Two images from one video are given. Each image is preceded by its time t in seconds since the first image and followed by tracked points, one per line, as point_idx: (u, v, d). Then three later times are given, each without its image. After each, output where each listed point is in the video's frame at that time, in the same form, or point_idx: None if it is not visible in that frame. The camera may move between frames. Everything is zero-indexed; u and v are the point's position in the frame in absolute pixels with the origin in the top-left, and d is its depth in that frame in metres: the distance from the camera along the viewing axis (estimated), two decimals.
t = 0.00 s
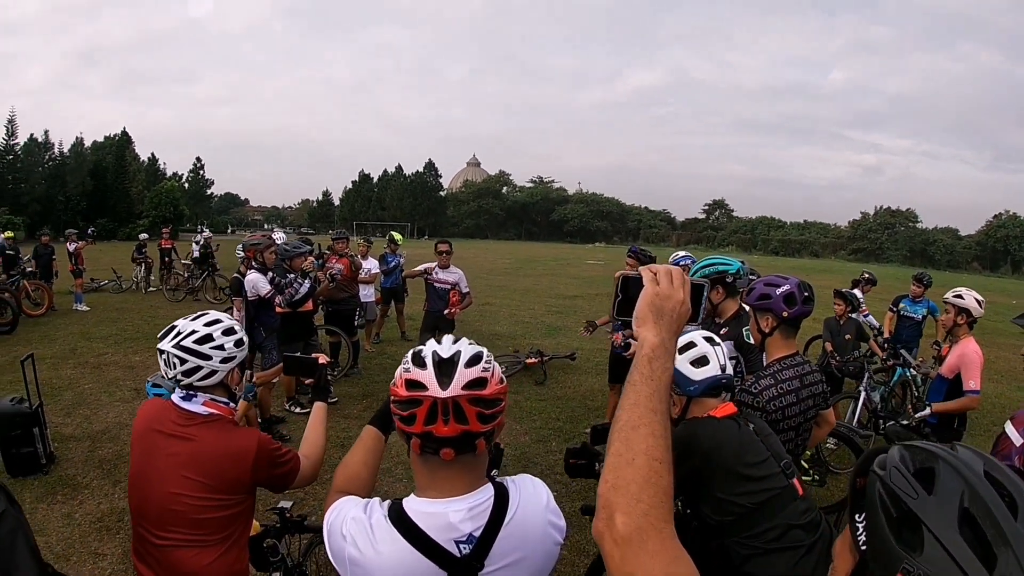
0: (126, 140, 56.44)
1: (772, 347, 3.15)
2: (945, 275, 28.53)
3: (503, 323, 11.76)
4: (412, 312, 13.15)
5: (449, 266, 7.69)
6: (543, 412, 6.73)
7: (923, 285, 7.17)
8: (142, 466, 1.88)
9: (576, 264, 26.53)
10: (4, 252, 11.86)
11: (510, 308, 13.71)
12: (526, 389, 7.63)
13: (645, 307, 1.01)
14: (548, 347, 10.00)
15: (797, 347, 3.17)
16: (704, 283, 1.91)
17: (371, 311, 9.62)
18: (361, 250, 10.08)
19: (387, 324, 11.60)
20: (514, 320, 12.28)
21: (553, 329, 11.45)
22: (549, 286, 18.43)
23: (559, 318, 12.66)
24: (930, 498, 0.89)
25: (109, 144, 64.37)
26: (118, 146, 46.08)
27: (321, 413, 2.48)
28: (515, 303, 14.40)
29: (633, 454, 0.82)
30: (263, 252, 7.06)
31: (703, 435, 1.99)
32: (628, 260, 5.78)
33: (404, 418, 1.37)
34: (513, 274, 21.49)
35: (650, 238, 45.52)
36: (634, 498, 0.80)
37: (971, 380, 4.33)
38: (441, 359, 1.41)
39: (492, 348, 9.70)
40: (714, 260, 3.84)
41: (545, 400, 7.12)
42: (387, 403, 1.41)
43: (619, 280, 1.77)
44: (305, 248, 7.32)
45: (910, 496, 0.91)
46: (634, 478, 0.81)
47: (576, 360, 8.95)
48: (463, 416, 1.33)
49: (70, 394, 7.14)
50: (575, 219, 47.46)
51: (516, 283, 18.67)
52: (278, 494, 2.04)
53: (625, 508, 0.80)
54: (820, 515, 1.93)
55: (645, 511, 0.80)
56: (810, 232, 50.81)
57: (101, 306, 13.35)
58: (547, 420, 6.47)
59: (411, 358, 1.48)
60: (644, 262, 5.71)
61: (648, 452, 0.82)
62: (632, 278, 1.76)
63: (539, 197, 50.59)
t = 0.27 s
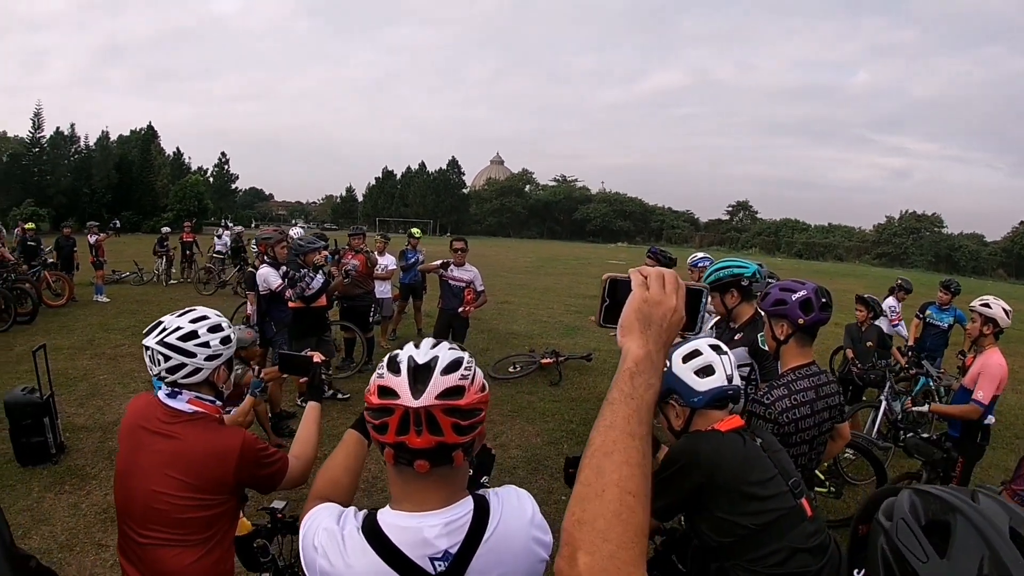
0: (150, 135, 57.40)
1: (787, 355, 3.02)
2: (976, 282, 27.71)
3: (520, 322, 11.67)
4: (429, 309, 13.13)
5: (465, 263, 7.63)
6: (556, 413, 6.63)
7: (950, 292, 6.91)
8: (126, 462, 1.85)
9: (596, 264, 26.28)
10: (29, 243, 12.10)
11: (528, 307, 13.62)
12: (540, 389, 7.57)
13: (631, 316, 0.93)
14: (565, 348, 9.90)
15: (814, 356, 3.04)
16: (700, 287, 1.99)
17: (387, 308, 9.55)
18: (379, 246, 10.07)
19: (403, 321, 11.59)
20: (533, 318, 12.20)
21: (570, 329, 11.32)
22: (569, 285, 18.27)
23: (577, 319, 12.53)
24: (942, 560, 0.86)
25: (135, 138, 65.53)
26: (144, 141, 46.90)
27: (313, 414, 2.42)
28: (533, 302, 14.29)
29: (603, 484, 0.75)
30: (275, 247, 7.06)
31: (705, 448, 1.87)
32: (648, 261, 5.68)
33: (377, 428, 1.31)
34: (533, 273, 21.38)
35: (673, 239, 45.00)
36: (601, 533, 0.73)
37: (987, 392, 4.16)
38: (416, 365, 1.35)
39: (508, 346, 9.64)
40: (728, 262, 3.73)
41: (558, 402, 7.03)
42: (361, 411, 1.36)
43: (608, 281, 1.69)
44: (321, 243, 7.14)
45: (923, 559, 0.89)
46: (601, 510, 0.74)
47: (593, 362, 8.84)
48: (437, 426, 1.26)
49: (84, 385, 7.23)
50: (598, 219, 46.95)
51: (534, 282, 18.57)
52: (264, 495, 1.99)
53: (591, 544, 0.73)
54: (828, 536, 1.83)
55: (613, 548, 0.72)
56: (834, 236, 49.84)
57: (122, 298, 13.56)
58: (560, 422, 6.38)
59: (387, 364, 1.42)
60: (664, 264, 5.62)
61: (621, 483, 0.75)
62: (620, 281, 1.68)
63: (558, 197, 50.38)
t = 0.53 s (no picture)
0: (176, 130, 58.38)
1: (808, 356, 2.90)
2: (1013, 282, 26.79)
3: (540, 317, 11.59)
4: (449, 303, 13.13)
5: (485, 258, 7.60)
6: (573, 410, 6.57)
7: (980, 292, 6.68)
8: (128, 454, 1.82)
9: (619, 259, 26.05)
10: (59, 236, 12.38)
11: (551, 302, 13.54)
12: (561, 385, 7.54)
13: (624, 315, 0.87)
14: (586, 343, 9.82)
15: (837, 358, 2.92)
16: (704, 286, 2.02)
17: (409, 302, 9.52)
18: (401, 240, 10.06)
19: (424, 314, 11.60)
20: (555, 314, 12.12)
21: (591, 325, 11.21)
22: (591, 280, 18.11)
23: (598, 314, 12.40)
24: None
25: (162, 133, 66.66)
26: (172, 135, 47.70)
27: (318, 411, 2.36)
28: (553, 297, 14.19)
29: (580, 502, 0.70)
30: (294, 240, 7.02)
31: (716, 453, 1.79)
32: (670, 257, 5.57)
33: (365, 427, 1.28)
34: (557, 267, 21.26)
35: (700, 234, 44.26)
36: (575, 556, 0.67)
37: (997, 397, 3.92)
38: (406, 363, 1.30)
39: (529, 341, 9.58)
40: (748, 259, 3.64)
41: (577, 399, 6.97)
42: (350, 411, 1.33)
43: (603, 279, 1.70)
44: (340, 237, 7.03)
45: None
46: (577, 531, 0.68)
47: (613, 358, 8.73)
48: (425, 427, 1.22)
49: (108, 375, 7.39)
50: (628, 213, 46.01)
51: (557, 277, 18.46)
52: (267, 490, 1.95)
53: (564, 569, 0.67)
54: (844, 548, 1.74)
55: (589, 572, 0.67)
56: (862, 233, 48.66)
57: (149, 290, 13.83)
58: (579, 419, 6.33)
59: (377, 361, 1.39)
60: (687, 260, 5.52)
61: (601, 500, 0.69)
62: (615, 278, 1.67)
63: (579, 192, 50.05)
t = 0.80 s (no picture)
0: (183, 130, 58.65)
1: (817, 344, 2.85)
2: None
3: (549, 309, 11.54)
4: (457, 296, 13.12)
5: (491, 250, 7.57)
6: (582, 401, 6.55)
7: (992, 276, 6.58)
8: (128, 453, 1.79)
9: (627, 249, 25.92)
10: (69, 239, 12.49)
11: (560, 292, 13.49)
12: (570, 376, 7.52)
13: (609, 306, 0.83)
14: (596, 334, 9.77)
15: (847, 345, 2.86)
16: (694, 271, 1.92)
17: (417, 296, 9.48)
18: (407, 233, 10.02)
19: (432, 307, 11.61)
20: (565, 304, 12.08)
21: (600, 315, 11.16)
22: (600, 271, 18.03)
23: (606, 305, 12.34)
24: None
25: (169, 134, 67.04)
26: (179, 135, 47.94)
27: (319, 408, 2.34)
28: (562, 288, 14.13)
29: (558, 505, 0.66)
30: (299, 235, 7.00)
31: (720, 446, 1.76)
32: (676, 246, 5.49)
33: (357, 425, 1.25)
34: (566, 258, 21.18)
35: (710, 222, 43.93)
36: (552, 561, 0.64)
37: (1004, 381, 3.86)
38: (395, 358, 1.28)
39: (538, 333, 9.56)
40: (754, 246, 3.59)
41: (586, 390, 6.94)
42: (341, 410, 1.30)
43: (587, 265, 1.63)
44: (345, 232, 6.95)
45: None
46: (555, 534, 0.65)
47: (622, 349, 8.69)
48: (417, 423, 1.19)
49: (119, 375, 7.46)
50: (634, 203, 45.90)
51: (566, 267, 18.40)
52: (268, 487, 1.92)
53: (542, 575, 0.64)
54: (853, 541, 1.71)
55: None
56: (873, 218, 48.07)
57: (160, 289, 13.95)
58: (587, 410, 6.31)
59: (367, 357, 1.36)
60: (692, 247, 5.45)
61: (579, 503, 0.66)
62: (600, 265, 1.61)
63: (586, 183, 49.79)
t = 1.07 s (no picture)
0: (181, 130, 58.53)
1: (819, 336, 2.82)
2: None
3: (551, 301, 11.53)
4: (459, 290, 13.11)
5: (491, 244, 7.55)
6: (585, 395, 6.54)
7: (993, 263, 6.55)
8: (124, 459, 1.78)
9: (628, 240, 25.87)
10: (68, 241, 12.48)
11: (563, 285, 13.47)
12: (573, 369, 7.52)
13: (602, 305, 0.81)
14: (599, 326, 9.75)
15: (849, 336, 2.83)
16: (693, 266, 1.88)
17: (417, 291, 9.46)
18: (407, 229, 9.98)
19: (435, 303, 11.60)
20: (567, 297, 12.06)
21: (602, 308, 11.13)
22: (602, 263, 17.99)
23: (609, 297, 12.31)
24: None
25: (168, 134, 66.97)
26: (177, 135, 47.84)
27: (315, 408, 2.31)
28: (564, 280, 14.10)
29: (547, 515, 0.65)
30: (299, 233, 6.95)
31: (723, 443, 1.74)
32: (676, 237, 5.46)
33: (353, 431, 1.22)
34: (569, 250, 21.15)
35: (711, 213, 43.81)
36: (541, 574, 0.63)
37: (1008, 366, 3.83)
38: (390, 360, 1.26)
39: (540, 326, 9.54)
40: (757, 236, 3.57)
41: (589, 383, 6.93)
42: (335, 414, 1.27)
43: (580, 262, 1.56)
44: (345, 229, 6.87)
45: None
46: (544, 545, 0.63)
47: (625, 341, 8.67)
48: (417, 425, 1.18)
49: (122, 376, 7.47)
50: (634, 194, 45.83)
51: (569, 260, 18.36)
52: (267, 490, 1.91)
53: None
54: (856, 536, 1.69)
55: None
56: (875, 206, 47.89)
57: (161, 290, 13.96)
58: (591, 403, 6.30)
59: (360, 359, 1.33)
60: (692, 238, 5.41)
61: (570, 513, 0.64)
62: (594, 261, 1.54)
63: (586, 176, 49.65)
